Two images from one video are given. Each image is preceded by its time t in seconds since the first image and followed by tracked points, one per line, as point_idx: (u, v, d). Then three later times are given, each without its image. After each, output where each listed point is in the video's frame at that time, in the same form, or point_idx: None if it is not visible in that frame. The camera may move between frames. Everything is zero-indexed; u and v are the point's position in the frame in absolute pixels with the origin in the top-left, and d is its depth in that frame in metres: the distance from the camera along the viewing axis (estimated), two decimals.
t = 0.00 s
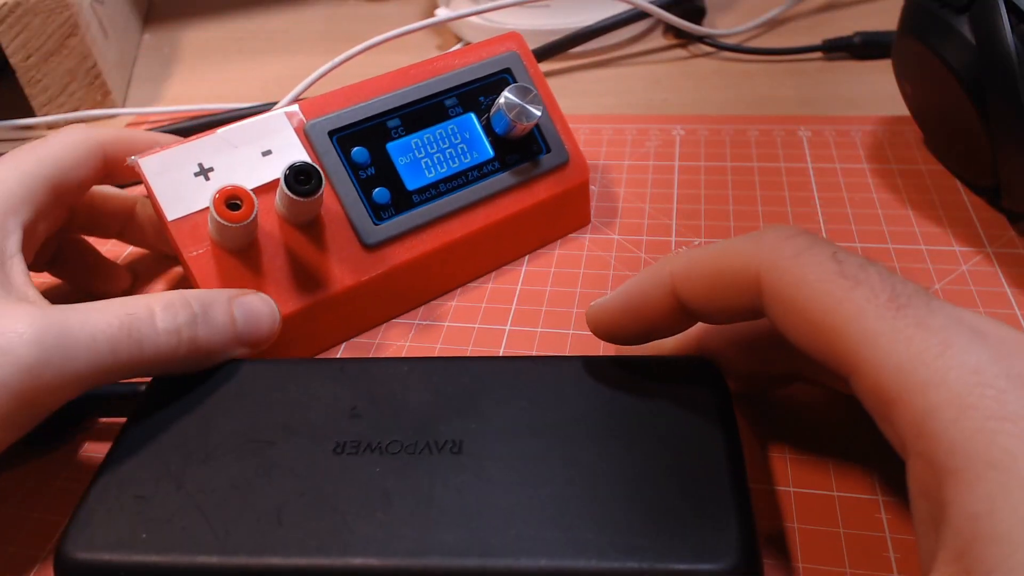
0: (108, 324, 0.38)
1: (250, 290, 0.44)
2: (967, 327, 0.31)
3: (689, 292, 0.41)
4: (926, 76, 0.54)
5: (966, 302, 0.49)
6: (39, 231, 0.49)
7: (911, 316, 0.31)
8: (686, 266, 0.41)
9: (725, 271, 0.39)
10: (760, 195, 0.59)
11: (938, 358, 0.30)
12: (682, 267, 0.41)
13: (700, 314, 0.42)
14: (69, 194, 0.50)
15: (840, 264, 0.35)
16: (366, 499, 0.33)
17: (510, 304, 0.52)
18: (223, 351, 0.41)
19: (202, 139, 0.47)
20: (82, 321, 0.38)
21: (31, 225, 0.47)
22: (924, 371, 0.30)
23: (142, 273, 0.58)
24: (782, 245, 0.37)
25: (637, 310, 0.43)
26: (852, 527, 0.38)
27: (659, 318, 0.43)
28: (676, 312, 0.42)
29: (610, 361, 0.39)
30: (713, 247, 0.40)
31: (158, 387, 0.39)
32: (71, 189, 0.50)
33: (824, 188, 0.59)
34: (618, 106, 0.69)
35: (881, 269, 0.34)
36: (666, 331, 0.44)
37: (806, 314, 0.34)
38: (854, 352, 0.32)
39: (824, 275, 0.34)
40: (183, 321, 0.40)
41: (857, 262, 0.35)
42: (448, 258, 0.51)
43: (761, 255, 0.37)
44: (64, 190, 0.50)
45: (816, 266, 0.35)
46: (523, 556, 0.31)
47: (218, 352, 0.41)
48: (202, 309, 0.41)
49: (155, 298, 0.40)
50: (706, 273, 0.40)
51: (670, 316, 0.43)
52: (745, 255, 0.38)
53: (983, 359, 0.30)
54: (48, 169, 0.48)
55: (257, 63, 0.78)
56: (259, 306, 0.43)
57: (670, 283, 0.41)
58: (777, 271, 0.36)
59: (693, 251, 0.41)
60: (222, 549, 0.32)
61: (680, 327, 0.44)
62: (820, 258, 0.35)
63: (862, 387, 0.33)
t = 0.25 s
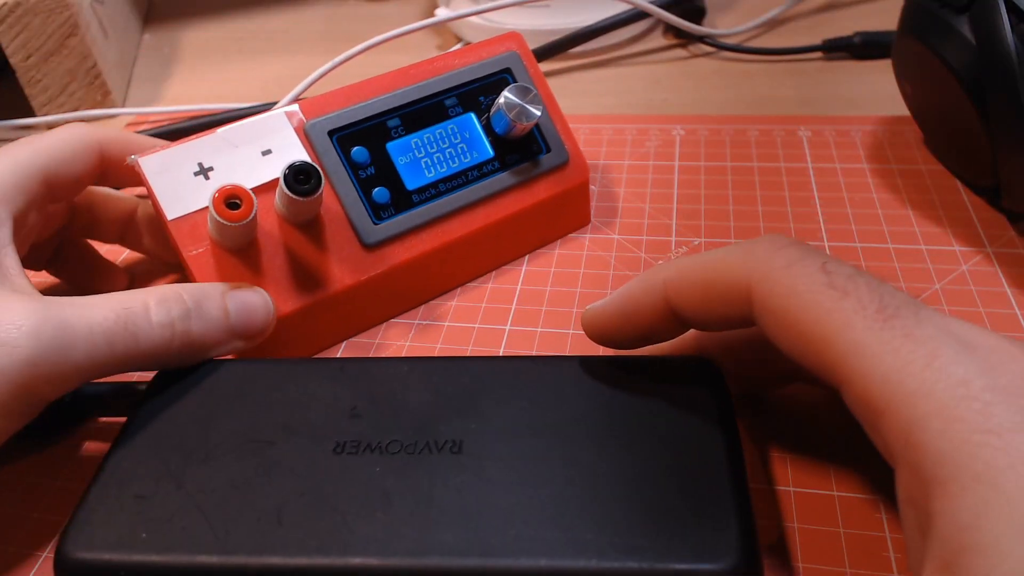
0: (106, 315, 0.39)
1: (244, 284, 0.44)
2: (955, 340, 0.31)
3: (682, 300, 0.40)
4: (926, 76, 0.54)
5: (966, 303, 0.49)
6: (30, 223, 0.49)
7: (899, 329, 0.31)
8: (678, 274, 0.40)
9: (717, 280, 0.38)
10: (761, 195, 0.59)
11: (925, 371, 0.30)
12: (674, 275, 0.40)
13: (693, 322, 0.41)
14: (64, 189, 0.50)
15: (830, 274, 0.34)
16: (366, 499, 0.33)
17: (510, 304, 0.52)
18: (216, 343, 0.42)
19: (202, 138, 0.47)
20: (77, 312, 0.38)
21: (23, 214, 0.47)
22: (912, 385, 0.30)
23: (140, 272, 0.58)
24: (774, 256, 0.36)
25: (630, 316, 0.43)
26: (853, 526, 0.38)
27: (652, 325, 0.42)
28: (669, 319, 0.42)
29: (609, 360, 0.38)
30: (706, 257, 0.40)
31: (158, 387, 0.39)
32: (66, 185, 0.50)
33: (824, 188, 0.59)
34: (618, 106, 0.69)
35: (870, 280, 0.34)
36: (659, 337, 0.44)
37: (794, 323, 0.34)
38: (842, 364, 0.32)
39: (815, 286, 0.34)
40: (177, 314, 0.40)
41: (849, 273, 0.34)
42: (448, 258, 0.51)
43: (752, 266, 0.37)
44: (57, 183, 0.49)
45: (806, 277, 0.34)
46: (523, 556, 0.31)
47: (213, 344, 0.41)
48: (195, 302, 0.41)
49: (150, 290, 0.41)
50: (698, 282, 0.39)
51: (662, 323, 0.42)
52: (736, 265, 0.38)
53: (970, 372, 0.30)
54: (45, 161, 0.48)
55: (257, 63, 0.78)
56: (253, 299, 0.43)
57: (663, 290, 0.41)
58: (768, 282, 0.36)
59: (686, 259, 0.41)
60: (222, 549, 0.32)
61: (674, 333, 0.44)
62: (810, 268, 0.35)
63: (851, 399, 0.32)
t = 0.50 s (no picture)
0: (92, 316, 0.39)
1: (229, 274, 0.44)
2: (953, 343, 0.31)
3: (680, 305, 0.40)
4: (925, 76, 0.54)
5: (966, 303, 0.49)
6: (14, 217, 0.48)
7: (896, 332, 0.31)
8: (675, 279, 0.40)
9: (714, 284, 0.38)
10: (761, 195, 0.59)
11: (923, 374, 0.30)
12: (672, 281, 0.41)
13: (691, 326, 0.41)
14: (47, 179, 0.51)
15: (827, 278, 0.34)
16: (365, 499, 0.33)
17: (510, 304, 0.52)
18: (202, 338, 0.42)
19: (202, 128, 0.48)
20: (62, 318, 0.39)
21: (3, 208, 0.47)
22: (908, 388, 0.30)
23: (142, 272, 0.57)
24: (770, 259, 0.37)
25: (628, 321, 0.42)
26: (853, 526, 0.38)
27: (649, 330, 0.43)
28: (667, 324, 0.42)
29: (610, 361, 0.39)
30: (702, 261, 0.40)
31: (161, 382, 0.39)
32: (48, 175, 0.50)
33: (824, 188, 0.59)
34: (618, 106, 0.69)
35: (867, 283, 0.34)
36: (659, 342, 0.44)
37: (790, 323, 0.34)
38: (840, 368, 0.32)
39: (810, 289, 0.34)
40: (159, 318, 0.41)
41: (846, 276, 0.34)
42: (442, 256, 0.51)
43: (748, 269, 0.37)
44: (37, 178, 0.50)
45: (803, 280, 0.35)
46: (522, 555, 0.31)
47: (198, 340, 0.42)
48: (175, 303, 0.41)
49: (132, 291, 0.41)
50: (695, 287, 0.39)
51: (661, 328, 0.42)
52: (733, 270, 0.38)
53: (970, 375, 0.30)
54: (20, 153, 0.48)
55: (257, 63, 0.78)
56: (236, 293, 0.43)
57: (660, 295, 0.41)
58: (764, 285, 0.36)
59: (684, 264, 0.41)
60: (222, 548, 0.32)
61: (672, 339, 0.44)
62: (807, 271, 0.35)
63: (850, 403, 0.32)
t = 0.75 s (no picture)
0: (73, 321, 0.41)
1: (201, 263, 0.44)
2: (957, 348, 0.31)
3: (676, 308, 0.41)
4: (925, 76, 0.54)
5: (965, 303, 0.49)
6: (16, 211, 0.50)
7: (897, 336, 0.31)
8: (673, 282, 0.41)
9: (712, 288, 0.39)
10: (761, 195, 0.59)
11: (925, 379, 0.30)
12: (668, 285, 0.41)
13: (688, 330, 0.42)
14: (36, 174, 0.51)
15: (828, 282, 0.34)
16: (361, 492, 0.33)
17: (510, 304, 0.52)
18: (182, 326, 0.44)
19: (202, 115, 0.48)
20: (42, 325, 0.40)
21: (5, 202, 0.48)
22: (908, 393, 0.30)
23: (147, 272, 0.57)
24: (769, 263, 0.37)
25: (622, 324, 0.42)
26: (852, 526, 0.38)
27: (647, 334, 0.43)
28: (663, 329, 0.42)
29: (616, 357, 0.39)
30: (701, 265, 0.40)
31: (176, 363, 0.39)
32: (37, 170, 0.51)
33: (824, 188, 0.59)
34: (618, 106, 0.69)
35: (867, 288, 0.34)
36: (654, 346, 0.44)
37: (790, 325, 0.34)
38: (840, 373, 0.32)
39: (810, 293, 0.34)
40: (138, 316, 0.42)
41: (846, 280, 0.35)
42: (432, 256, 0.51)
43: (748, 273, 0.37)
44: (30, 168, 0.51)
45: (805, 284, 0.35)
46: (506, 557, 0.31)
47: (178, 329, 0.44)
48: (150, 297, 0.42)
49: (108, 289, 0.42)
50: (693, 290, 0.40)
51: (657, 332, 0.42)
52: (732, 273, 0.38)
53: (972, 380, 0.29)
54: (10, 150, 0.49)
55: (257, 63, 0.78)
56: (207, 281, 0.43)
57: (657, 299, 0.41)
58: (764, 289, 0.36)
59: (682, 267, 0.41)
60: (217, 533, 0.32)
61: (668, 343, 0.44)
62: (807, 275, 0.35)
63: (854, 410, 0.32)
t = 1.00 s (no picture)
0: (61, 321, 0.41)
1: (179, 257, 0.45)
2: (974, 337, 0.31)
3: (688, 298, 0.41)
4: (925, 76, 0.54)
5: (966, 303, 0.49)
6: (36, 236, 0.51)
7: (916, 323, 0.31)
8: (686, 271, 0.41)
9: (725, 277, 0.39)
10: (761, 195, 0.59)
11: (945, 365, 0.30)
12: (681, 273, 0.41)
13: (699, 321, 0.42)
14: (73, 205, 0.53)
15: (843, 271, 0.34)
16: (361, 490, 0.33)
17: (510, 304, 0.52)
18: (167, 319, 0.45)
19: (197, 109, 0.48)
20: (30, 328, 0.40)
21: (26, 230, 0.50)
22: (932, 377, 0.30)
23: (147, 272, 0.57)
24: (784, 252, 0.37)
25: (634, 313, 0.42)
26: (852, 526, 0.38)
27: (659, 324, 0.43)
28: (674, 316, 0.42)
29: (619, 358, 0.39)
30: (716, 253, 0.40)
31: (179, 360, 0.39)
32: (75, 201, 0.53)
33: (824, 188, 0.59)
34: (618, 106, 0.69)
35: (884, 278, 0.34)
36: (666, 336, 0.44)
37: (805, 314, 0.34)
38: (855, 359, 0.32)
39: (826, 280, 0.34)
40: (127, 313, 0.43)
41: (861, 270, 0.34)
42: (423, 256, 0.51)
43: (762, 262, 0.37)
44: (63, 198, 0.52)
45: (822, 273, 0.35)
46: (503, 557, 0.31)
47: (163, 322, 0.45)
48: (133, 291, 0.43)
49: (93, 288, 0.43)
50: (706, 280, 0.40)
51: (668, 321, 0.43)
52: (746, 262, 0.38)
53: (992, 365, 0.29)
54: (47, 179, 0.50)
55: (257, 63, 0.78)
56: (188, 273, 0.44)
57: (669, 288, 0.41)
58: (778, 278, 0.36)
59: (696, 256, 0.41)
60: (218, 530, 0.32)
61: (681, 333, 0.44)
62: (822, 264, 0.35)
63: (869, 400, 0.32)
